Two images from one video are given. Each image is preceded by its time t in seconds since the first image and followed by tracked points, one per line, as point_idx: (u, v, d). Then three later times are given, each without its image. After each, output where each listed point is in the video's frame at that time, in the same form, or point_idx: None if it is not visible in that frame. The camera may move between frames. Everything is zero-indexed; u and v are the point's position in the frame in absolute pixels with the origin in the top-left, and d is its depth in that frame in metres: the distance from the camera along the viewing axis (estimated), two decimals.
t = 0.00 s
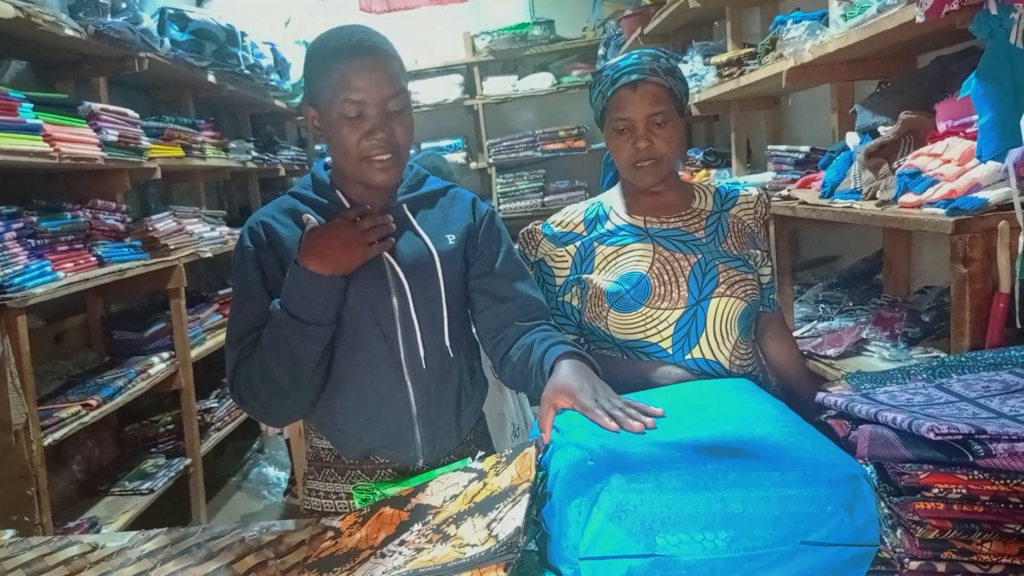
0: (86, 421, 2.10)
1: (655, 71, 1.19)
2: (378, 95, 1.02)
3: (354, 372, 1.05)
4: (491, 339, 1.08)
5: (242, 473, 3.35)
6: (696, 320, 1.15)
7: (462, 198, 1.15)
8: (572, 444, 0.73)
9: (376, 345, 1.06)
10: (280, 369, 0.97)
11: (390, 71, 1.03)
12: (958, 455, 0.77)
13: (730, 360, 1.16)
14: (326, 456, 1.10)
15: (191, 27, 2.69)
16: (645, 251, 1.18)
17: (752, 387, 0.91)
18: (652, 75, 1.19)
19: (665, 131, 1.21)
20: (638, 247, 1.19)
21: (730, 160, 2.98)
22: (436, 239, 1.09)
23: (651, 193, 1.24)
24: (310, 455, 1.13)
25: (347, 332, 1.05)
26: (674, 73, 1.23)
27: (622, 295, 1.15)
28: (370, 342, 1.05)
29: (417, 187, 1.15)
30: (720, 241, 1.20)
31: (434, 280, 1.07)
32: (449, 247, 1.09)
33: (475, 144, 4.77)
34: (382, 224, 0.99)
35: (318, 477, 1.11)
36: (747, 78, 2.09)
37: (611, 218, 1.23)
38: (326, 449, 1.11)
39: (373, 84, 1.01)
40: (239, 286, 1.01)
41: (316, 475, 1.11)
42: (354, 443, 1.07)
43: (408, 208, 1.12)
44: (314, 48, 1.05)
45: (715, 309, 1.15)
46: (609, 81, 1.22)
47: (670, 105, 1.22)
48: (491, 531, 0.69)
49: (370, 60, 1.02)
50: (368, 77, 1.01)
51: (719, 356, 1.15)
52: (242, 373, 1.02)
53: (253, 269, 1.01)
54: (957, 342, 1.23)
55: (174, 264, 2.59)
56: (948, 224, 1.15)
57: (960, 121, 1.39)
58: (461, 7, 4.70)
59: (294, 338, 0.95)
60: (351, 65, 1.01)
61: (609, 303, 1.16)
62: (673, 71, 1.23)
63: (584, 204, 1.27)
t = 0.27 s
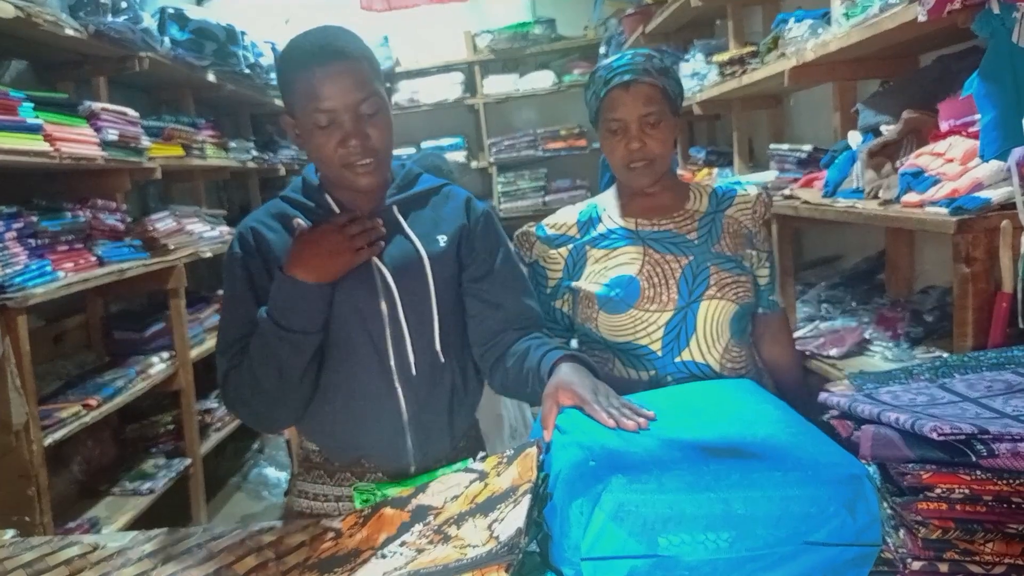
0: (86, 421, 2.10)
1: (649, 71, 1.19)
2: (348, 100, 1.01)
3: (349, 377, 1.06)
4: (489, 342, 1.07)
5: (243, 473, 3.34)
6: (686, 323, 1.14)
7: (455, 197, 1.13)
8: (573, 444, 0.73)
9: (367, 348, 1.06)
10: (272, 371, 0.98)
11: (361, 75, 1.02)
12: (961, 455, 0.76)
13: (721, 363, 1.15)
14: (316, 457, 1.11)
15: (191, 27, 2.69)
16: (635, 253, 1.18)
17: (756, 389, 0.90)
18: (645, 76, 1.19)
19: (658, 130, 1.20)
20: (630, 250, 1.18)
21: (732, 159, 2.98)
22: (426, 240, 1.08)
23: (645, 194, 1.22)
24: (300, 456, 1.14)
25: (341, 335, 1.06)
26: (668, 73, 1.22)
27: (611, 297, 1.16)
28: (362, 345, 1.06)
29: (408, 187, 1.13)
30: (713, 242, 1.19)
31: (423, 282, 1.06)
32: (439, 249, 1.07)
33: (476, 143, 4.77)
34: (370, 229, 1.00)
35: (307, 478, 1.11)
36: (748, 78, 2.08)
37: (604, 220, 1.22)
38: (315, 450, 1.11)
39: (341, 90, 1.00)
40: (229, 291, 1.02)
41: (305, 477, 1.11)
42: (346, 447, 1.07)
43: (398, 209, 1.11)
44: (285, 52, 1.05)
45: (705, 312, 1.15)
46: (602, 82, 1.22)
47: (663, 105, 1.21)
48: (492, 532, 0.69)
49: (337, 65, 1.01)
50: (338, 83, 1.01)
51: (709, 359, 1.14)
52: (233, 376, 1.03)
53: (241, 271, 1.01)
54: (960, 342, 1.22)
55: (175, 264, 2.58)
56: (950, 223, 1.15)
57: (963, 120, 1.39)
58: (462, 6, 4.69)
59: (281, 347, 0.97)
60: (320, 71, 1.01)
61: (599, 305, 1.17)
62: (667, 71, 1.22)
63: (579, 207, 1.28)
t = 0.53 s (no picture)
0: (86, 420, 2.10)
1: (635, 71, 1.19)
2: (325, 92, 1.02)
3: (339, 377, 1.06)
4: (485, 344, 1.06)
5: (243, 471, 3.34)
6: (664, 324, 1.14)
7: (455, 198, 1.13)
8: (574, 443, 0.72)
9: (357, 347, 1.05)
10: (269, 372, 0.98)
11: (337, 63, 1.02)
12: (962, 453, 0.76)
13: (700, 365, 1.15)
14: (307, 462, 1.09)
15: (190, 25, 2.73)
16: (616, 254, 1.18)
17: (761, 389, 0.89)
18: (631, 77, 1.19)
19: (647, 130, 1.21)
20: (613, 250, 1.18)
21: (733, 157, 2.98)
22: (424, 242, 1.07)
23: (635, 194, 1.22)
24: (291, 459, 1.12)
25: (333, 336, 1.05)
26: (655, 72, 1.22)
27: (590, 298, 1.16)
28: (352, 345, 1.06)
29: (408, 187, 1.13)
30: (698, 243, 1.17)
31: (418, 282, 1.07)
32: (438, 252, 1.07)
33: (477, 141, 4.77)
34: (360, 227, 1.00)
35: (299, 483, 1.09)
36: (750, 75, 2.08)
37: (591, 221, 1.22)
38: (306, 455, 1.10)
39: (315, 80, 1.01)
40: (220, 290, 1.01)
41: (297, 481, 1.10)
42: (337, 450, 1.07)
43: (396, 209, 1.10)
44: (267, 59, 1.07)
45: (683, 313, 1.14)
46: (589, 82, 1.22)
47: (651, 105, 1.21)
48: (492, 532, 0.69)
49: (312, 55, 1.01)
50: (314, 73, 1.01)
51: (687, 361, 1.14)
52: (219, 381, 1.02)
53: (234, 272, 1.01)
54: (961, 340, 1.22)
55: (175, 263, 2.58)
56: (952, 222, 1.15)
57: (966, 117, 1.38)
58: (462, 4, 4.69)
59: (259, 344, 0.97)
60: (297, 65, 1.01)
61: (579, 305, 1.17)
62: (655, 71, 1.22)
63: (572, 206, 1.28)
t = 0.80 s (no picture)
0: (86, 416, 2.10)
1: (622, 70, 1.20)
2: (323, 80, 1.03)
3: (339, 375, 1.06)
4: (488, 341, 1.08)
5: (243, 468, 3.35)
6: (644, 323, 1.15)
7: (452, 195, 1.15)
8: (573, 440, 0.72)
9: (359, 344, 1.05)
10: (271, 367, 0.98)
11: (334, 52, 1.03)
12: (960, 449, 0.76)
13: (680, 365, 1.16)
14: (305, 462, 1.11)
15: (190, 22, 2.71)
16: (597, 254, 1.18)
17: (758, 384, 0.89)
18: (617, 75, 1.20)
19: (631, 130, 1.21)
20: (597, 250, 1.19)
21: (732, 154, 2.97)
22: (426, 239, 1.08)
23: (622, 194, 1.23)
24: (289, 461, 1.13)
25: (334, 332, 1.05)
26: (644, 72, 1.22)
27: (573, 297, 1.17)
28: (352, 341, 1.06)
29: (406, 183, 1.13)
30: (682, 243, 1.18)
31: (423, 278, 1.07)
32: (439, 247, 1.08)
33: (476, 139, 4.76)
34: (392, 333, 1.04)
35: (296, 484, 1.11)
36: (749, 73, 2.07)
37: (578, 220, 1.22)
38: (304, 455, 1.11)
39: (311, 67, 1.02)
40: (218, 290, 1.01)
41: (294, 483, 1.11)
42: (338, 449, 1.07)
43: (396, 204, 1.11)
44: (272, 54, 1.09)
45: (664, 313, 1.15)
46: (578, 82, 1.23)
47: (636, 105, 1.22)
48: (491, 527, 0.69)
49: (310, 43, 1.03)
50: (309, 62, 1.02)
51: (667, 362, 1.15)
52: (228, 385, 1.00)
53: (233, 267, 1.01)
54: (960, 337, 1.23)
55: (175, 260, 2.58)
56: (951, 218, 1.15)
57: (965, 115, 1.38)
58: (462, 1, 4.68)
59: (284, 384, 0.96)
60: (295, 54, 1.03)
61: (562, 304, 1.18)
62: (643, 71, 1.22)
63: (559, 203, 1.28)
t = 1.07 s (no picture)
0: (88, 417, 2.10)
1: (617, 69, 1.21)
2: (332, 69, 1.04)
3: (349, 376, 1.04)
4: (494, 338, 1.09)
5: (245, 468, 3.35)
6: (645, 320, 1.14)
7: (452, 198, 1.16)
8: (574, 437, 0.72)
9: (373, 349, 1.03)
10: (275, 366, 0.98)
11: (340, 44, 1.04)
12: (960, 446, 0.76)
13: (682, 362, 1.15)
14: (313, 465, 1.06)
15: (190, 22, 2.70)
16: (598, 254, 1.17)
17: (753, 380, 0.90)
18: (612, 74, 1.21)
19: (627, 128, 1.22)
20: (597, 250, 1.18)
21: (732, 152, 2.98)
22: (435, 240, 1.09)
23: (621, 194, 1.23)
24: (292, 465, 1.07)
25: (344, 331, 1.02)
26: (639, 71, 1.23)
27: (574, 297, 1.16)
28: (365, 340, 1.03)
29: (409, 184, 1.14)
30: (682, 240, 1.17)
31: (435, 277, 1.07)
32: (448, 248, 1.09)
33: (476, 138, 4.77)
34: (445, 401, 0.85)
35: (304, 488, 1.06)
36: (749, 70, 2.08)
37: (578, 220, 1.23)
38: (311, 458, 1.06)
39: (322, 57, 1.03)
40: (221, 287, 0.98)
41: (301, 488, 1.06)
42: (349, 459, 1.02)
43: (401, 204, 1.11)
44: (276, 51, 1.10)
45: (665, 310, 1.14)
46: (574, 82, 1.24)
47: (631, 103, 1.23)
48: (492, 526, 0.69)
49: (315, 37, 1.04)
50: (320, 52, 1.03)
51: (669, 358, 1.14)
52: (251, 404, 0.95)
53: (239, 265, 0.98)
54: (960, 334, 1.23)
55: (176, 261, 2.58)
56: (950, 216, 1.14)
57: (964, 112, 1.38)
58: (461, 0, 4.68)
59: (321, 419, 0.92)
60: (301, 47, 1.04)
61: (563, 304, 1.17)
62: (638, 70, 1.23)
63: (560, 207, 1.28)
